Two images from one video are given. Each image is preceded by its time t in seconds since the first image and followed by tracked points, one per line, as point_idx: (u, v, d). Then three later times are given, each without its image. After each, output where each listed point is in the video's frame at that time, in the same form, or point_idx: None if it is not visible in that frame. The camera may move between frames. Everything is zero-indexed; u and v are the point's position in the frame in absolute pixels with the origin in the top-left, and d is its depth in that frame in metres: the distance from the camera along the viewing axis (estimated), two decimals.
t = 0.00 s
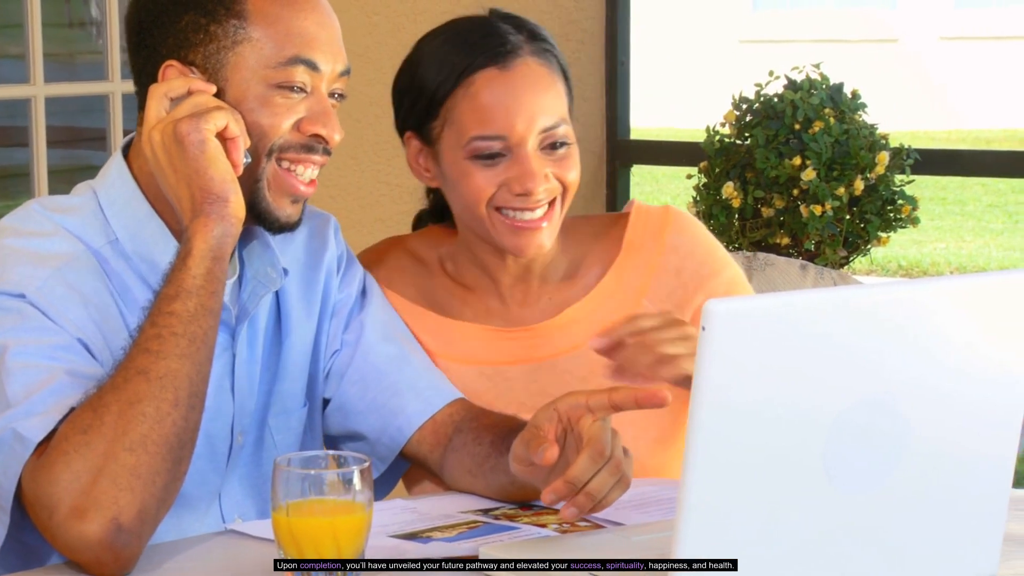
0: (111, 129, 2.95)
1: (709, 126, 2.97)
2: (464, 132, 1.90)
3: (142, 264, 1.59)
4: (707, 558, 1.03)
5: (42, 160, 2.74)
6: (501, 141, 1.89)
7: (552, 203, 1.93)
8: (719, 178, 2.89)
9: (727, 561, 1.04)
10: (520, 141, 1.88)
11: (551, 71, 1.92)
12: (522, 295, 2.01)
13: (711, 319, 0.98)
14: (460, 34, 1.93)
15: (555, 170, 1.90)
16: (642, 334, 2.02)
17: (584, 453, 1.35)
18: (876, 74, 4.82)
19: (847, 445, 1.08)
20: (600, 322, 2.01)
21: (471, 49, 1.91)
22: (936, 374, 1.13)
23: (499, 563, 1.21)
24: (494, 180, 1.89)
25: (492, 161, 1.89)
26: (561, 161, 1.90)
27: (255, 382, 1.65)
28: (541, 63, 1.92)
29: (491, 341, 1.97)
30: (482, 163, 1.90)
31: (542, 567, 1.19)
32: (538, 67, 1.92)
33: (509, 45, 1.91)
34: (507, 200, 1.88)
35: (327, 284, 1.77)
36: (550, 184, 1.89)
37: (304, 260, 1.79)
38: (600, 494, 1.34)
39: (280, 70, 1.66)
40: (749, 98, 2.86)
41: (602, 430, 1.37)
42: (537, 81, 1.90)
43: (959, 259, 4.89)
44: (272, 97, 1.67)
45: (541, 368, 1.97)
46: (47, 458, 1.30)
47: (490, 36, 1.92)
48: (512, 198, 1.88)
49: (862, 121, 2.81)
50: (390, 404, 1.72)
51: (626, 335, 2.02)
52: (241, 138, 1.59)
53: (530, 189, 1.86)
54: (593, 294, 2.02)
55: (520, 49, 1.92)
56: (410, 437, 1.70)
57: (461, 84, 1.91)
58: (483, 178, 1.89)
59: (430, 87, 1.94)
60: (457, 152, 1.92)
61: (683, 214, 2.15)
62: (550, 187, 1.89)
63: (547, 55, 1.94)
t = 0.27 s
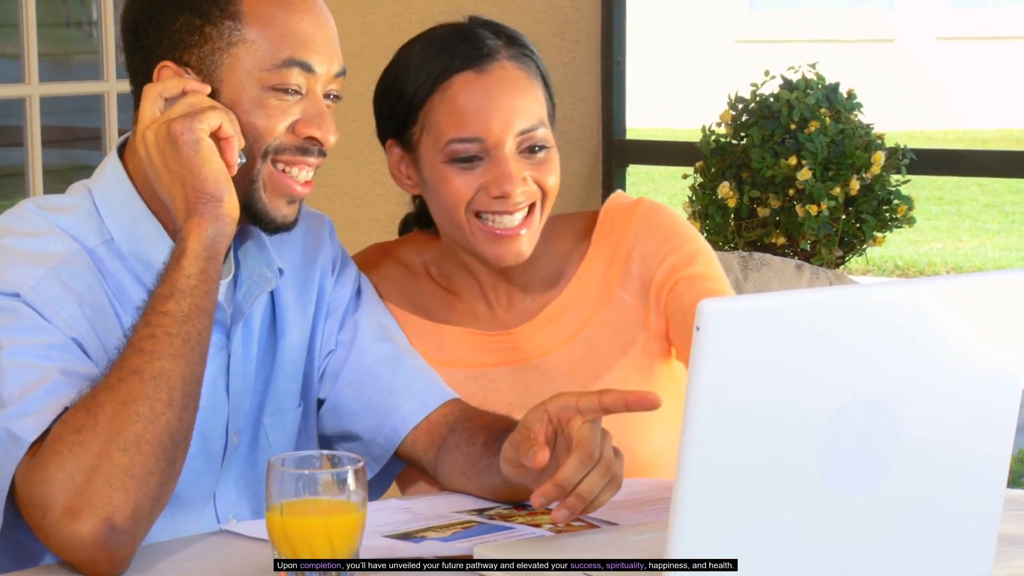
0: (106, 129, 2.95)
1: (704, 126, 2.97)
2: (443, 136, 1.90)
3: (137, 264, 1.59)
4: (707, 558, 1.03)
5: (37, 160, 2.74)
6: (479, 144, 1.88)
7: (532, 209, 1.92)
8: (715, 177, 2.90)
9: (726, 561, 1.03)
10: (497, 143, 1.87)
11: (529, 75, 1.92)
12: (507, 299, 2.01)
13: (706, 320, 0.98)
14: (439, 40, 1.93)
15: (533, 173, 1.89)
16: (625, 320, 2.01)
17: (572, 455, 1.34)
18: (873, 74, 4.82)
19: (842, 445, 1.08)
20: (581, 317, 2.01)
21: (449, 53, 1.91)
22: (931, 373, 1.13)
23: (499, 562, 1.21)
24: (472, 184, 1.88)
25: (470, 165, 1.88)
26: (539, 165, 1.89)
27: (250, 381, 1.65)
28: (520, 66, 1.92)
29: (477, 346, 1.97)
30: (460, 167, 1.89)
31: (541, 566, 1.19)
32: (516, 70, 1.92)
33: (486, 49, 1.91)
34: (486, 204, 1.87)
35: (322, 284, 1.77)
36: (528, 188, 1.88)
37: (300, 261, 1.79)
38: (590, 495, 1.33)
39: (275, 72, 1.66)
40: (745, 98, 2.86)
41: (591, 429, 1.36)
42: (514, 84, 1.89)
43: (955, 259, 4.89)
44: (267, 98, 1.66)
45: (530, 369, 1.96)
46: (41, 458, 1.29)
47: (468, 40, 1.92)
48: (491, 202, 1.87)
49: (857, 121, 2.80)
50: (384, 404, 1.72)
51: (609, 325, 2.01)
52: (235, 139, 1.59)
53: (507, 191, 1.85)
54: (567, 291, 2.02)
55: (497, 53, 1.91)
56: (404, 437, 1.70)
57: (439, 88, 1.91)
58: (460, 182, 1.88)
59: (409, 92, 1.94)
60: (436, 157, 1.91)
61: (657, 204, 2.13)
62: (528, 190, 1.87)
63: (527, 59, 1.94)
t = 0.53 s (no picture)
0: (104, 129, 2.94)
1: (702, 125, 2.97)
2: (412, 133, 1.90)
3: (136, 264, 1.59)
4: (707, 558, 1.02)
5: (34, 160, 2.74)
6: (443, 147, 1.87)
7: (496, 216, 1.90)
8: (712, 177, 2.90)
9: (726, 561, 1.03)
10: (457, 147, 1.86)
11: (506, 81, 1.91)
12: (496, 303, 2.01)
13: (703, 320, 0.98)
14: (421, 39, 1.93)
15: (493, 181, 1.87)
16: (615, 328, 2.01)
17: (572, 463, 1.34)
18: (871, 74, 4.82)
19: (840, 445, 1.08)
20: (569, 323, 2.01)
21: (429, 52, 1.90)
22: (927, 373, 1.13)
23: (499, 562, 1.21)
24: (433, 184, 1.87)
25: (433, 165, 1.87)
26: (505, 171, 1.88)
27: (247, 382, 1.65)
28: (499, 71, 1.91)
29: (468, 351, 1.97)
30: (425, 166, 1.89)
31: (542, 567, 1.19)
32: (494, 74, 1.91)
33: (465, 51, 1.90)
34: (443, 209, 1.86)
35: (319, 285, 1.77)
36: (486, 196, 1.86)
37: (296, 261, 1.79)
38: (591, 501, 1.32)
39: (274, 71, 1.66)
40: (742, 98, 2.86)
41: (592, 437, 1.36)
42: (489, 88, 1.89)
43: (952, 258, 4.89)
44: (266, 98, 1.66)
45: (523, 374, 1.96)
46: (39, 458, 1.29)
47: (450, 42, 1.91)
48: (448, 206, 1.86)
49: (855, 121, 2.81)
50: (382, 405, 1.72)
51: (599, 331, 2.01)
52: (234, 140, 1.59)
53: (463, 197, 1.83)
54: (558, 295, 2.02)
55: (477, 57, 1.91)
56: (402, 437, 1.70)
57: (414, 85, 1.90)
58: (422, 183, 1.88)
59: (388, 88, 1.94)
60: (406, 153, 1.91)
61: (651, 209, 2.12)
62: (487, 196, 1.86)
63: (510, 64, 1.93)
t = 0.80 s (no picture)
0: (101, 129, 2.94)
1: (700, 125, 2.97)
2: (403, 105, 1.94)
3: (133, 265, 1.59)
4: (707, 558, 1.03)
5: (32, 161, 2.73)
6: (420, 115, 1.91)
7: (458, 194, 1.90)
8: (710, 177, 2.90)
9: (726, 561, 1.03)
10: (428, 114, 1.89)
11: (495, 60, 1.93)
12: (505, 304, 2.01)
13: (699, 320, 0.98)
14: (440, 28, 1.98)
15: (454, 153, 1.88)
16: (624, 333, 2.02)
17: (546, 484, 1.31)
18: (870, 73, 4.82)
19: (838, 445, 1.07)
20: (579, 327, 2.00)
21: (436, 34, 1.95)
22: (925, 373, 1.13)
23: (499, 562, 1.20)
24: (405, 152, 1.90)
25: (409, 134, 1.91)
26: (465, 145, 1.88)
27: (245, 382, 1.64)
28: (493, 54, 1.94)
29: (476, 348, 1.96)
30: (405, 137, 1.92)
31: (542, 566, 1.19)
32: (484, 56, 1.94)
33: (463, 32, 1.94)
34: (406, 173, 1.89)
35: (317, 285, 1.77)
36: (441, 165, 1.87)
37: (294, 261, 1.79)
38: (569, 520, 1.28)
39: (261, 59, 1.66)
40: (740, 98, 2.87)
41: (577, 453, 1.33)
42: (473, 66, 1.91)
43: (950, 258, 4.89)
44: (256, 88, 1.66)
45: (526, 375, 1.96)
46: (34, 460, 1.29)
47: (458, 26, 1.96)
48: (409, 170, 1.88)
49: (853, 121, 2.81)
50: (381, 406, 1.72)
51: (609, 336, 2.01)
52: (226, 138, 1.59)
53: (414, 159, 1.85)
54: (571, 296, 2.01)
55: (473, 37, 1.94)
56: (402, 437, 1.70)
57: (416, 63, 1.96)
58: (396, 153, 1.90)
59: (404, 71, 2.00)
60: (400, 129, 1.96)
61: (670, 218, 2.13)
62: (439, 165, 1.87)
63: (509, 52, 1.95)
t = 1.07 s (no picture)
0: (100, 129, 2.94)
1: (700, 125, 2.97)
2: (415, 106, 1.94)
3: (127, 265, 1.59)
4: (707, 558, 1.03)
5: (31, 162, 2.73)
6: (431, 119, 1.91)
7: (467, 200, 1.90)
8: (710, 178, 2.90)
9: (726, 562, 1.03)
10: (439, 121, 1.89)
11: (505, 66, 1.92)
12: (513, 303, 2.02)
13: (698, 321, 0.98)
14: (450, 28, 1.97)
15: (466, 160, 1.88)
16: (629, 334, 2.02)
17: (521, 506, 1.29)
18: (870, 74, 4.83)
19: (839, 445, 1.07)
20: (585, 327, 2.01)
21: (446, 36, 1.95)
22: (924, 373, 1.13)
23: (499, 562, 1.20)
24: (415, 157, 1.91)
25: (421, 138, 1.91)
26: (478, 153, 1.88)
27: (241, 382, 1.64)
28: (503, 59, 1.93)
29: (481, 348, 1.96)
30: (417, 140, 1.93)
31: (544, 566, 1.19)
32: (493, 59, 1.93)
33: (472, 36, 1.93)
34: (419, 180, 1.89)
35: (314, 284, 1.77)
36: (453, 174, 1.87)
37: (293, 259, 1.79)
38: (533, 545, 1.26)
39: (246, 58, 1.65)
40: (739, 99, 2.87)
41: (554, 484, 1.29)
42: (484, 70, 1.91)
43: (951, 258, 4.89)
44: (240, 86, 1.66)
45: (531, 374, 1.97)
46: (28, 460, 1.29)
47: (468, 29, 1.95)
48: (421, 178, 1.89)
49: (853, 121, 2.81)
50: (380, 405, 1.72)
51: (613, 337, 2.01)
52: (212, 133, 1.58)
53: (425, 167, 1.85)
54: (578, 296, 2.01)
55: (482, 40, 1.93)
56: (401, 435, 1.70)
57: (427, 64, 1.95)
58: (409, 158, 1.91)
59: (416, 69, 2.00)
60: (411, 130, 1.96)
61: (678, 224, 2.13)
62: (450, 173, 1.87)
63: (519, 55, 1.94)
